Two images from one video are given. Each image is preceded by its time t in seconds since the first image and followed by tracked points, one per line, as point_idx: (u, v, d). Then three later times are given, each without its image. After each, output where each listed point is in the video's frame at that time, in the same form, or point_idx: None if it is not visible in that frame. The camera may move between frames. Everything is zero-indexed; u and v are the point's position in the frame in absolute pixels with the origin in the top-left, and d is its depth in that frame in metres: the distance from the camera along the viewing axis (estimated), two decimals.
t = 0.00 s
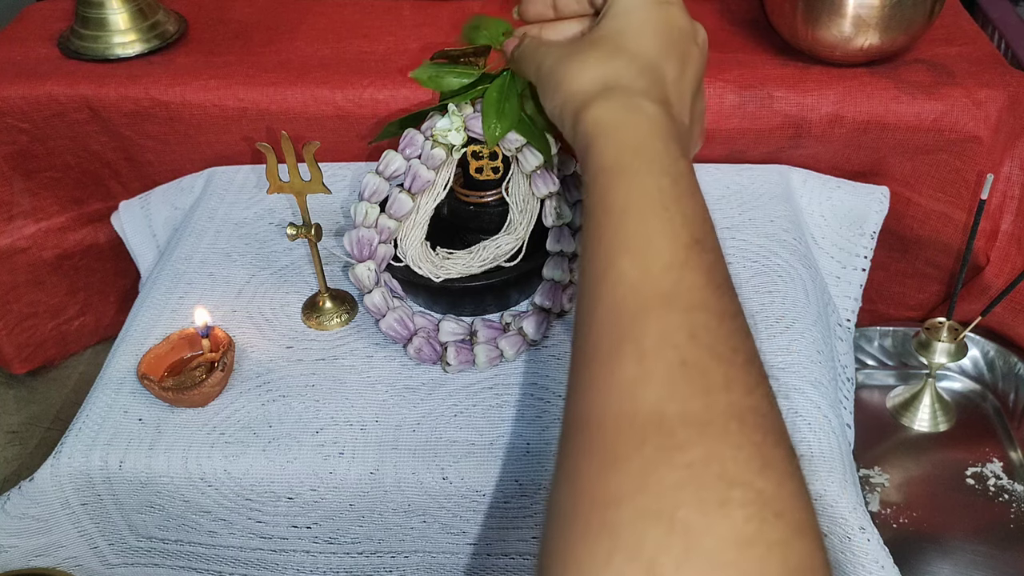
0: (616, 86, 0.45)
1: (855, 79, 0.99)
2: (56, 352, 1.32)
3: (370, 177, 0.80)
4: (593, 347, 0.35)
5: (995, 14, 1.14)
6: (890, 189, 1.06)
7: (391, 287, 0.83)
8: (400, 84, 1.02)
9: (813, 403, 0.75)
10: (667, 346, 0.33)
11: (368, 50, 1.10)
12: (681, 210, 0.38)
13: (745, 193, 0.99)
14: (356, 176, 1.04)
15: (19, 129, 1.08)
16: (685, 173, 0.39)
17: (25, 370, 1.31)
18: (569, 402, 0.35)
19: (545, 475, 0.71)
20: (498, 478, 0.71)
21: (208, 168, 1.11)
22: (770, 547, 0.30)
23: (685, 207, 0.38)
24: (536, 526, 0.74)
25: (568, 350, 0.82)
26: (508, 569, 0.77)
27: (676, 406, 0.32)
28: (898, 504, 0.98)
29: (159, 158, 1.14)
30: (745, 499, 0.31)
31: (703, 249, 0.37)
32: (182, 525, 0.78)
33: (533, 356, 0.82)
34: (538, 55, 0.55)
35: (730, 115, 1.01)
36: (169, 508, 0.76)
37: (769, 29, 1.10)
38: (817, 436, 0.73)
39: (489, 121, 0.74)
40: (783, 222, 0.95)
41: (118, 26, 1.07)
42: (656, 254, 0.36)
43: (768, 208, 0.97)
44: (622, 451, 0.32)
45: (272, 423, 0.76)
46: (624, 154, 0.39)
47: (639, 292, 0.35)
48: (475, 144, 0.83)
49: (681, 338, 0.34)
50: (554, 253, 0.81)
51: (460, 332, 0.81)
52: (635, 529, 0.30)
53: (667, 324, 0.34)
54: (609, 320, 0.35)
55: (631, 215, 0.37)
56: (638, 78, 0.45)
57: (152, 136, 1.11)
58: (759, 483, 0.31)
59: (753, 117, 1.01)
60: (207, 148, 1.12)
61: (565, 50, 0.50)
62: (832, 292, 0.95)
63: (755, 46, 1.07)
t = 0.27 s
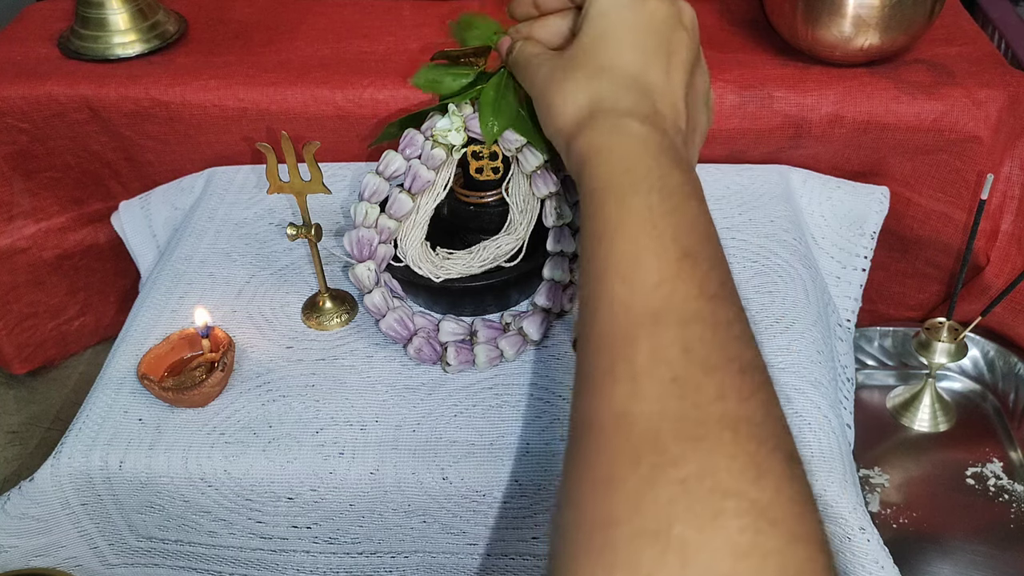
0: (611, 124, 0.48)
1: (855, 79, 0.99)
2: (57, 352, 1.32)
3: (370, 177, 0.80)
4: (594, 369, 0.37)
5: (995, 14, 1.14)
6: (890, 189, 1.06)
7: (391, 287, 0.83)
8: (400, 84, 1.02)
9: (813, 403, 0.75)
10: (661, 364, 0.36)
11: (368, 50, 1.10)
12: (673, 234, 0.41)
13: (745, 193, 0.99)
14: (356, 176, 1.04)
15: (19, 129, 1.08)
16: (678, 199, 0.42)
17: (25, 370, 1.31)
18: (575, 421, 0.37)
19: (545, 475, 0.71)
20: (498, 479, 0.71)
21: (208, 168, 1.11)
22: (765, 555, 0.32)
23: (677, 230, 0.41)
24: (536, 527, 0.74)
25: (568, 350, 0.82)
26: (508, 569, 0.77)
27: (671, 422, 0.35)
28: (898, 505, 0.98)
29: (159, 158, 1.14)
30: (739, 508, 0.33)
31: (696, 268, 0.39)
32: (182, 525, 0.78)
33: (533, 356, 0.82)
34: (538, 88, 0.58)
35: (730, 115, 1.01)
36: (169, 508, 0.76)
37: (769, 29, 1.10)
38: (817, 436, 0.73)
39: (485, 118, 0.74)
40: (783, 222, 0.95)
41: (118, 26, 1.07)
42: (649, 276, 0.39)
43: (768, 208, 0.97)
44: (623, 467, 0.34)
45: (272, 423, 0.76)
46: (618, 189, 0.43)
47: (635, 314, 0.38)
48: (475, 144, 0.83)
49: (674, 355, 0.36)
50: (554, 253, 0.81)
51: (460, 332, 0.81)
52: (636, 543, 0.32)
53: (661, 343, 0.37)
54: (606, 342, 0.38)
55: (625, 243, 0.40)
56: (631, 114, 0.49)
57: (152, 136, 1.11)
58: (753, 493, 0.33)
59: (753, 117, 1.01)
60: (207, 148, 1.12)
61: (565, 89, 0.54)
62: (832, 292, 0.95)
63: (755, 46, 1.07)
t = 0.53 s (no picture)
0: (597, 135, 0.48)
1: (855, 79, 0.99)
2: (57, 352, 1.32)
3: (370, 177, 0.80)
4: (576, 372, 0.37)
5: (995, 14, 1.14)
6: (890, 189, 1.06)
7: (391, 287, 0.83)
8: (400, 84, 1.02)
9: (812, 403, 0.75)
10: (641, 364, 0.36)
11: (368, 50, 1.10)
12: (655, 236, 0.40)
13: (745, 194, 0.99)
14: (355, 176, 1.04)
15: (19, 129, 1.08)
16: (662, 203, 0.42)
17: (25, 370, 1.31)
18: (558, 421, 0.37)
19: (545, 475, 0.71)
20: (498, 479, 0.71)
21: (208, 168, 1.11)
22: (744, 549, 0.31)
23: (660, 233, 0.40)
24: (536, 527, 0.74)
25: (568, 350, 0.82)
26: (508, 569, 0.77)
27: (649, 417, 0.34)
28: (898, 505, 0.98)
29: (159, 158, 1.14)
30: (717, 502, 0.32)
31: (678, 268, 0.39)
32: (182, 525, 0.78)
33: (533, 356, 0.82)
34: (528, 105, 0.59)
35: (730, 115, 1.01)
36: (169, 508, 0.76)
37: (769, 29, 1.10)
38: (817, 435, 0.73)
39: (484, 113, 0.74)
40: (783, 222, 0.95)
41: (118, 26, 1.07)
42: (630, 280, 0.39)
43: (768, 208, 0.97)
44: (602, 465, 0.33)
45: (272, 423, 0.76)
46: (602, 197, 0.43)
47: (616, 315, 0.38)
48: (475, 144, 0.83)
49: (654, 355, 0.36)
50: (554, 253, 0.81)
51: (460, 332, 0.81)
52: (615, 542, 0.32)
53: (641, 344, 0.36)
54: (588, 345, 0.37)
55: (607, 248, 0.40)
56: (616, 122, 0.49)
57: (152, 136, 1.11)
58: (731, 486, 0.32)
59: (753, 117, 1.01)
60: (207, 148, 1.12)
61: (554, 103, 0.54)
62: (832, 292, 0.95)
63: (755, 46, 1.07)
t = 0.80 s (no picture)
0: (604, 140, 0.48)
1: (855, 79, 0.99)
2: (57, 352, 1.32)
3: (370, 177, 0.80)
4: (578, 382, 0.38)
5: (995, 14, 1.14)
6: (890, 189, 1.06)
7: (391, 287, 0.83)
8: (400, 84, 1.02)
9: (813, 403, 0.75)
10: (643, 378, 0.36)
11: (367, 50, 1.10)
12: (661, 249, 0.41)
13: (745, 193, 0.99)
14: (355, 176, 1.04)
15: (19, 129, 1.08)
16: (668, 214, 0.42)
17: (25, 370, 1.31)
18: (558, 425, 0.38)
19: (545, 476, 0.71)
20: (498, 479, 0.71)
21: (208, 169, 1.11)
22: (742, 570, 0.33)
23: (665, 245, 0.41)
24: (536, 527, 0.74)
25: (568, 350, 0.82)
26: (508, 569, 0.77)
27: (651, 432, 0.35)
28: (898, 504, 0.98)
29: (159, 158, 1.14)
30: (716, 523, 0.33)
31: (683, 284, 0.39)
32: (182, 525, 0.78)
33: (533, 356, 0.82)
34: (532, 106, 0.59)
35: (730, 115, 1.01)
36: (170, 508, 0.76)
37: (769, 29, 1.10)
38: (817, 435, 0.73)
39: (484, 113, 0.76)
40: (783, 222, 0.95)
41: (118, 26, 1.07)
42: (634, 289, 0.39)
43: (768, 208, 0.97)
44: (603, 475, 0.35)
45: (272, 423, 0.76)
46: (607, 205, 0.43)
47: (620, 327, 0.38)
48: (475, 144, 0.83)
49: (657, 369, 0.36)
50: (555, 253, 0.81)
51: (460, 332, 0.81)
52: (614, 554, 0.33)
53: (644, 356, 0.37)
54: (591, 350, 0.38)
55: (612, 252, 0.40)
56: (624, 131, 0.49)
57: (152, 136, 1.11)
58: (730, 507, 0.34)
59: (753, 117, 1.01)
60: (207, 148, 1.12)
61: (560, 108, 0.54)
62: (832, 292, 0.95)
63: (755, 47, 1.07)
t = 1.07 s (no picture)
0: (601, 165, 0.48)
1: (855, 79, 1.00)
2: (57, 352, 1.30)
3: (370, 178, 0.80)
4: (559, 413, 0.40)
5: (995, 14, 1.14)
6: (891, 189, 1.06)
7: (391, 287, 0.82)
8: (400, 85, 1.02)
9: (813, 403, 0.75)
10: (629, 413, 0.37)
11: (368, 50, 1.10)
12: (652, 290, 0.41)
13: (745, 194, 0.99)
14: (355, 176, 1.04)
15: (19, 129, 1.08)
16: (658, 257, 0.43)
17: (25, 371, 1.29)
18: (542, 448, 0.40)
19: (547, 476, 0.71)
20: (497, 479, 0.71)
21: (208, 168, 1.11)
22: None
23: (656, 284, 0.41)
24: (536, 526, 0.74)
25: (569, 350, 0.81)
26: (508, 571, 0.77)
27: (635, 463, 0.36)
28: (899, 505, 0.98)
29: (159, 157, 1.14)
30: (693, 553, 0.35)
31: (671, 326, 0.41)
32: (182, 525, 0.77)
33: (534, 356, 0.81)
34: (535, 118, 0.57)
35: (730, 115, 1.01)
36: (169, 508, 0.76)
37: (769, 29, 1.10)
38: (817, 436, 0.73)
39: (486, 112, 0.77)
40: (783, 222, 0.94)
41: (118, 27, 1.07)
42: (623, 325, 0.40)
43: (768, 208, 0.97)
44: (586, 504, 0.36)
45: (272, 423, 0.76)
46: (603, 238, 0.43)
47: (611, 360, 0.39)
48: (475, 144, 0.82)
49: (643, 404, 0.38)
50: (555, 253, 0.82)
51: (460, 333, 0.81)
52: None
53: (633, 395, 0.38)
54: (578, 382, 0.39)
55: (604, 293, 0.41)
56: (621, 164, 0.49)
57: (152, 136, 1.11)
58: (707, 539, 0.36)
59: (753, 117, 1.01)
60: (207, 147, 1.12)
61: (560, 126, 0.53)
62: (833, 292, 0.95)
63: (755, 47, 1.07)
